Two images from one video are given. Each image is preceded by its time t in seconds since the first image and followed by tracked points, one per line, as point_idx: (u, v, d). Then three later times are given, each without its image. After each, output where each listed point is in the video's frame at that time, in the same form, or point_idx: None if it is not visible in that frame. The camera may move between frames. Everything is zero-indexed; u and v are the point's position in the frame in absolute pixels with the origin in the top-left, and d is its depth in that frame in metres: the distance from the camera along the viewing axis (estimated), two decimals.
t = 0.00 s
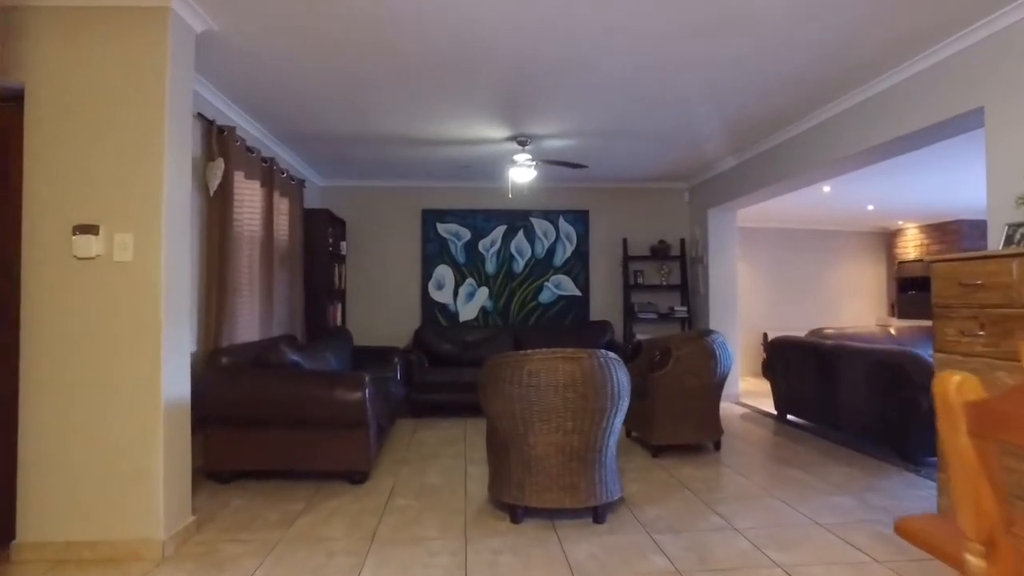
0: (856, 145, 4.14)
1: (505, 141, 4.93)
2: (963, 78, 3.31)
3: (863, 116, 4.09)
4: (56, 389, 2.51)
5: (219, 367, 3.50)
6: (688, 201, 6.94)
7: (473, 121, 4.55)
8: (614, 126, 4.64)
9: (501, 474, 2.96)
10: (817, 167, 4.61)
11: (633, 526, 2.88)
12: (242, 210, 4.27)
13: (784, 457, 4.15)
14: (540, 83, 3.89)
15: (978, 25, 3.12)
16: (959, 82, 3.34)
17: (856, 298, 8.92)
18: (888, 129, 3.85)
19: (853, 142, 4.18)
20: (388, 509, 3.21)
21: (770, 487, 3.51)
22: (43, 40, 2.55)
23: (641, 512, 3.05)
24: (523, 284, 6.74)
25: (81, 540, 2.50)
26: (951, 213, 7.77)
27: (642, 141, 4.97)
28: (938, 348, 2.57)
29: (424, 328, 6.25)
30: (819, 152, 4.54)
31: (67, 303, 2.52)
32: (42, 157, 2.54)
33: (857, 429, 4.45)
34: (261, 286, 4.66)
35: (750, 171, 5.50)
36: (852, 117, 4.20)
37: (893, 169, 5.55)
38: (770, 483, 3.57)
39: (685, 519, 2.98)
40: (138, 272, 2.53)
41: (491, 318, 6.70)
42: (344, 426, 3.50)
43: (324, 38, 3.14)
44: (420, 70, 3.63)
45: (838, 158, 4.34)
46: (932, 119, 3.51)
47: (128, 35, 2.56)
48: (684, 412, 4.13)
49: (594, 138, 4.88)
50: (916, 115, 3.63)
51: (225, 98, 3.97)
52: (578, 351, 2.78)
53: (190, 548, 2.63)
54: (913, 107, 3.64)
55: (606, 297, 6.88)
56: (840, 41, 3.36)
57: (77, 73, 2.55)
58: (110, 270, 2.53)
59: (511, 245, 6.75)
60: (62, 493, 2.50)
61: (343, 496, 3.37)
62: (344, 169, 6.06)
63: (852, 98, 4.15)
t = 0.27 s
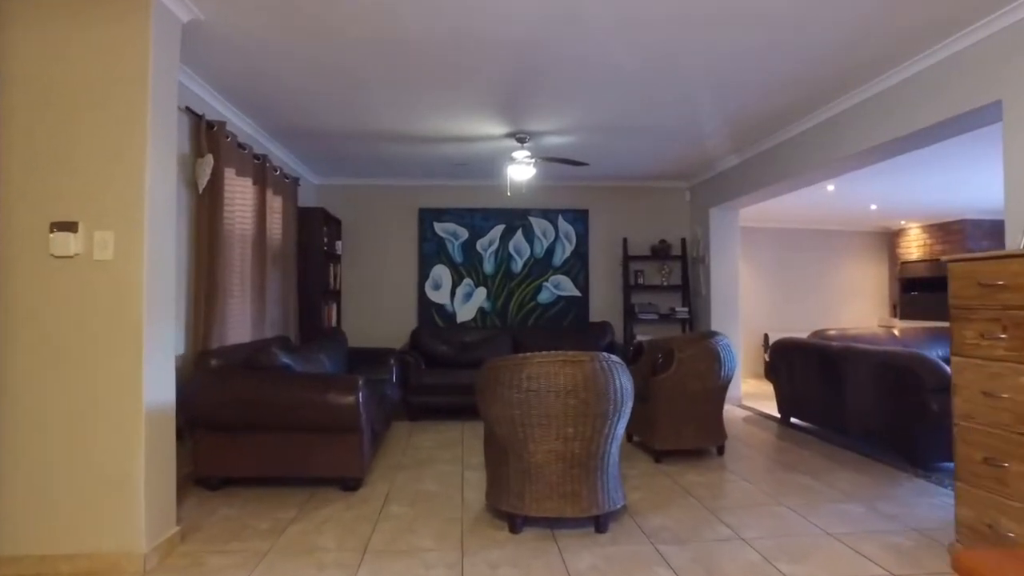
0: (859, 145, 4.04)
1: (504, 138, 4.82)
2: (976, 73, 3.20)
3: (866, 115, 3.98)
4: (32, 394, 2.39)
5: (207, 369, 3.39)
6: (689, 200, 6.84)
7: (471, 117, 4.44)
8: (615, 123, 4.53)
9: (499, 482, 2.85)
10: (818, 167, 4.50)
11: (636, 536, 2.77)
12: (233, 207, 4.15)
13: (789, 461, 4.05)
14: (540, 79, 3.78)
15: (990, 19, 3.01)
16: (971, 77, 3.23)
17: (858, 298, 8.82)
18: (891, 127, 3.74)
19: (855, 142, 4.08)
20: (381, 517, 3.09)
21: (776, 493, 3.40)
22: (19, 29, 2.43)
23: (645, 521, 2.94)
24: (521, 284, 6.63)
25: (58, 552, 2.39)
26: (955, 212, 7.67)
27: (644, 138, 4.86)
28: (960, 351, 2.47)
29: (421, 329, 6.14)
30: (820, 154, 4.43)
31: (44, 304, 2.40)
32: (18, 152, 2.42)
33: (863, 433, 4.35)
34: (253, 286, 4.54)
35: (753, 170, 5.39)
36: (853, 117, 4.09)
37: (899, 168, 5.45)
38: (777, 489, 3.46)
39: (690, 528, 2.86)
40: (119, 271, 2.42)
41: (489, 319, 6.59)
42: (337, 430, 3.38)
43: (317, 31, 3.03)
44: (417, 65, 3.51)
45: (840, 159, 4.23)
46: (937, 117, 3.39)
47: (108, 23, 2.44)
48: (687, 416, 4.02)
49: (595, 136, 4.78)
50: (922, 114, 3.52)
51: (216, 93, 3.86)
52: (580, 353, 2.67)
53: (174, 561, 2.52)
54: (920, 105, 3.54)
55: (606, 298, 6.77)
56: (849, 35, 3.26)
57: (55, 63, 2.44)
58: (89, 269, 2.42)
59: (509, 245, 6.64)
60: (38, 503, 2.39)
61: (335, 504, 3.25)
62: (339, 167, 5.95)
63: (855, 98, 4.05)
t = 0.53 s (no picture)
0: (864, 142, 3.93)
1: (499, 134, 4.70)
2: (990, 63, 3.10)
3: (872, 111, 3.88)
4: None
5: (190, 372, 3.26)
6: (687, 199, 6.73)
7: (466, 112, 4.32)
8: (613, 119, 4.42)
9: (493, 491, 2.73)
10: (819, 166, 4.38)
11: (635, 547, 2.66)
12: (220, 205, 4.03)
13: (792, 466, 3.94)
14: (537, 71, 3.66)
15: (1002, 7, 2.90)
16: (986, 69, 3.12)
17: (858, 299, 8.72)
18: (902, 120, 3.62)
19: (860, 138, 3.96)
20: (370, 526, 2.97)
21: (780, 500, 3.29)
22: None
23: (644, 530, 2.82)
24: (517, 284, 6.51)
25: (26, 565, 2.27)
26: (957, 212, 7.57)
27: (642, 135, 4.75)
28: (973, 354, 2.38)
29: (414, 330, 6.01)
30: (823, 149, 4.32)
31: (12, 304, 2.28)
32: None
33: (867, 437, 4.24)
34: (241, 286, 4.41)
35: (753, 167, 5.28)
36: (860, 112, 3.98)
37: (902, 166, 5.34)
38: (780, 496, 3.35)
39: (691, 538, 2.75)
40: (91, 269, 2.29)
41: (485, 320, 6.48)
42: (324, 435, 3.26)
43: (304, 18, 2.91)
44: (409, 56, 3.40)
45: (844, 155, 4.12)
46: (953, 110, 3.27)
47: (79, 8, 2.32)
48: (687, 420, 3.90)
49: (593, 132, 4.66)
50: (931, 109, 3.42)
51: (201, 86, 3.74)
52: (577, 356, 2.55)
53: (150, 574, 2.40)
54: (930, 100, 3.43)
55: (604, 298, 6.65)
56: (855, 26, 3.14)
57: (23, 50, 2.31)
58: (60, 266, 2.29)
59: (505, 244, 6.52)
60: (5, 514, 2.27)
61: (322, 512, 3.13)
62: (331, 164, 5.82)
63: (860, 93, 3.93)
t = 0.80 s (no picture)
0: (864, 139, 3.79)
1: (491, 132, 4.58)
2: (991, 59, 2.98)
3: (870, 108, 3.75)
4: None
5: (167, 377, 3.14)
6: (684, 198, 6.62)
7: (457, 109, 4.21)
8: (608, 117, 4.30)
9: (480, 502, 2.61)
10: (819, 163, 4.26)
11: (628, 561, 2.54)
12: (203, 203, 3.91)
13: (791, 473, 3.83)
14: (528, 67, 3.55)
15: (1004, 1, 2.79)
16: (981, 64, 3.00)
17: (856, 300, 8.63)
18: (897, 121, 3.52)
19: (860, 135, 3.83)
20: (353, 538, 2.85)
21: (779, 509, 3.18)
22: None
23: (638, 543, 2.70)
24: (511, 285, 6.40)
25: None
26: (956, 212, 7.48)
27: (638, 133, 4.64)
28: (983, 361, 2.29)
29: (405, 333, 5.89)
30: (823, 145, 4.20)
31: None
32: None
33: (868, 443, 4.14)
34: (225, 287, 4.28)
35: (751, 166, 5.17)
36: (859, 108, 3.86)
37: (903, 165, 5.24)
38: (779, 504, 3.24)
39: (687, 551, 2.64)
40: (54, 270, 2.16)
41: (477, 321, 6.36)
42: (305, 443, 3.12)
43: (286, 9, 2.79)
44: (398, 50, 3.28)
45: (844, 153, 4.00)
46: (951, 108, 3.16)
47: None
48: (683, 426, 3.79)
49: (587, 130, 4.55)
50: (930, 107, 3.30)
51: (181, 81, 3.61)
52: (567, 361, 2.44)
53: None
54: (929, 97, 3.31)
55: (599, 299, 6.54)
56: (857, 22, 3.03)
57: None
58: (20, 267, 2.17)
59: (498, 244, 6.40)
60: None
61: (304, 523, 3.00)
62: (320, 162, 5.70)
63: (860, 88, 3.79)
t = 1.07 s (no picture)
0: (862, 137, 3.68)
1: (483, 128, 4.48)
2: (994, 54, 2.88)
3: (867, 105, 3.65)
4: None
5: (147, 379, 3.03)
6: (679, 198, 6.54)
7: (448, 105, 4.11)
8: (604, 113, 4.21)
9: (470, 511, 2.51)
10: (816, 161, 4.17)
11: (623, 572, 2.44)
12: (188, 202, 3.80)
13: (790, 477, 3.74)
14: (521, 62, 3.45)
15: None
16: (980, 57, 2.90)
17: (853, 301, 8.57)
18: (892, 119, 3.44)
19: (857, 133, 3.72)
20: (338, 547, 2.74)
21: (778, 516, 3.09)
22: None
23: (633, 553, 2.60)
24: (504, 285, 6.30)
25: None
26: (954, 212, 7.42)
27: (634, 131, 4.54)
28: (991, 364, 2.20)
29: (397, 334, 5.79)
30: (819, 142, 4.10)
31: None
32: None
33: (867, 446, 4.05)
34: (211, 287, 4.17)
35: (747, 165, 5.08)
36: (855, 106, 3.75)
37: (902, 165, 5.16)
38: (778, 511, 3.15)
39: (685, 561, 2.54)
40: (18, 268, 2.05)
41: (470, 322, 6.26)
42: (289, 447, 3.00)
43: None
44: (386, 44, 3.17)
45: (839, 152, 3.90)
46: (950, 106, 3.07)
47: None
48: (679, 430, 3.70)
49: (582, 127, 4.45)
50: (927, 105, 3.20)
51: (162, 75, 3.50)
52: (560, 364, 2.34)
53: None
54: (927, 93, 3.21)
55: (594, 300, 6.45)
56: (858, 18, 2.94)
57: None
58: None
59: (491, 244, 6.31)
60: None
61: (287, 531, 2.90)
62: (309, 160, 5.59)
63: (857, 86, 3.68)
